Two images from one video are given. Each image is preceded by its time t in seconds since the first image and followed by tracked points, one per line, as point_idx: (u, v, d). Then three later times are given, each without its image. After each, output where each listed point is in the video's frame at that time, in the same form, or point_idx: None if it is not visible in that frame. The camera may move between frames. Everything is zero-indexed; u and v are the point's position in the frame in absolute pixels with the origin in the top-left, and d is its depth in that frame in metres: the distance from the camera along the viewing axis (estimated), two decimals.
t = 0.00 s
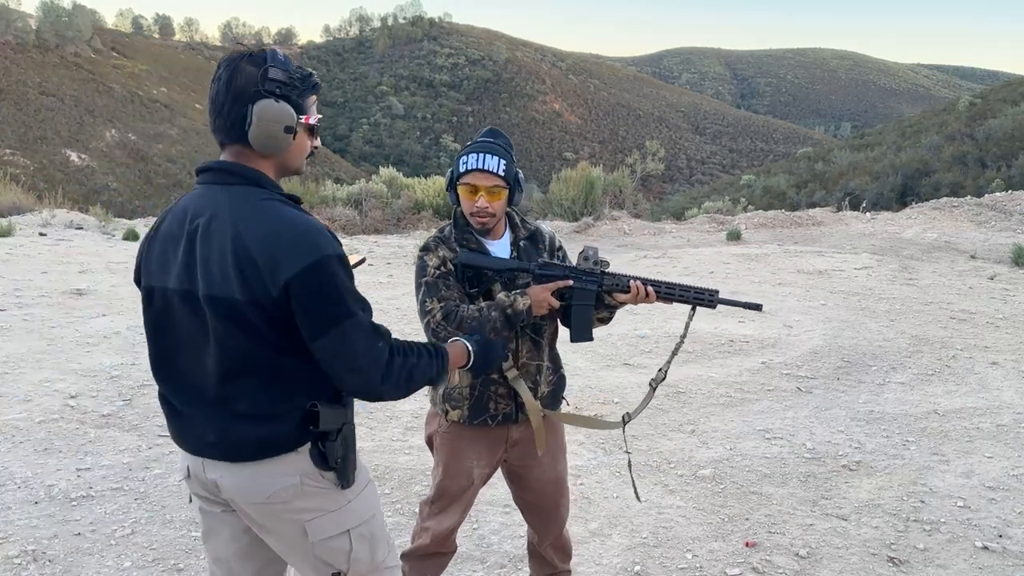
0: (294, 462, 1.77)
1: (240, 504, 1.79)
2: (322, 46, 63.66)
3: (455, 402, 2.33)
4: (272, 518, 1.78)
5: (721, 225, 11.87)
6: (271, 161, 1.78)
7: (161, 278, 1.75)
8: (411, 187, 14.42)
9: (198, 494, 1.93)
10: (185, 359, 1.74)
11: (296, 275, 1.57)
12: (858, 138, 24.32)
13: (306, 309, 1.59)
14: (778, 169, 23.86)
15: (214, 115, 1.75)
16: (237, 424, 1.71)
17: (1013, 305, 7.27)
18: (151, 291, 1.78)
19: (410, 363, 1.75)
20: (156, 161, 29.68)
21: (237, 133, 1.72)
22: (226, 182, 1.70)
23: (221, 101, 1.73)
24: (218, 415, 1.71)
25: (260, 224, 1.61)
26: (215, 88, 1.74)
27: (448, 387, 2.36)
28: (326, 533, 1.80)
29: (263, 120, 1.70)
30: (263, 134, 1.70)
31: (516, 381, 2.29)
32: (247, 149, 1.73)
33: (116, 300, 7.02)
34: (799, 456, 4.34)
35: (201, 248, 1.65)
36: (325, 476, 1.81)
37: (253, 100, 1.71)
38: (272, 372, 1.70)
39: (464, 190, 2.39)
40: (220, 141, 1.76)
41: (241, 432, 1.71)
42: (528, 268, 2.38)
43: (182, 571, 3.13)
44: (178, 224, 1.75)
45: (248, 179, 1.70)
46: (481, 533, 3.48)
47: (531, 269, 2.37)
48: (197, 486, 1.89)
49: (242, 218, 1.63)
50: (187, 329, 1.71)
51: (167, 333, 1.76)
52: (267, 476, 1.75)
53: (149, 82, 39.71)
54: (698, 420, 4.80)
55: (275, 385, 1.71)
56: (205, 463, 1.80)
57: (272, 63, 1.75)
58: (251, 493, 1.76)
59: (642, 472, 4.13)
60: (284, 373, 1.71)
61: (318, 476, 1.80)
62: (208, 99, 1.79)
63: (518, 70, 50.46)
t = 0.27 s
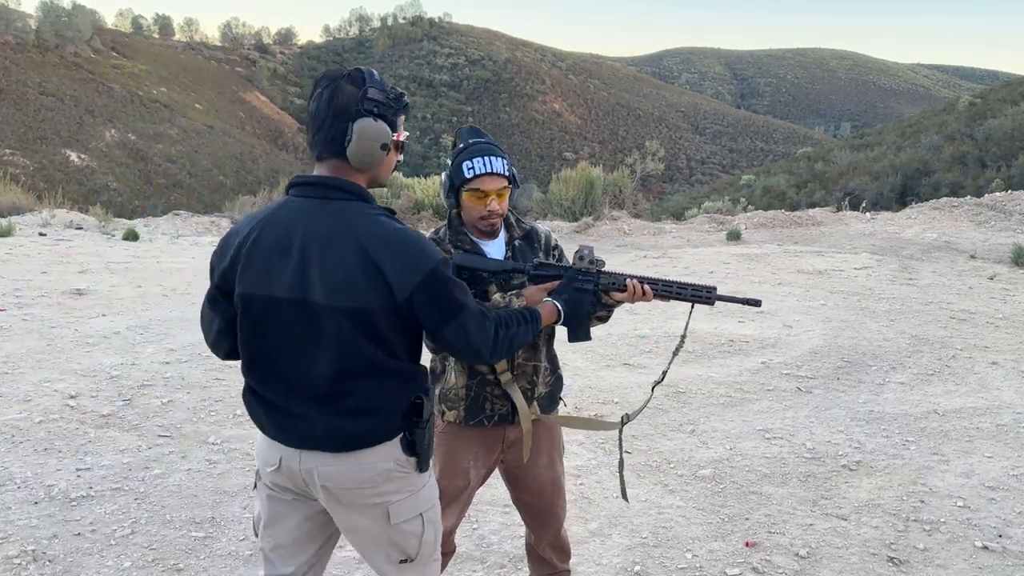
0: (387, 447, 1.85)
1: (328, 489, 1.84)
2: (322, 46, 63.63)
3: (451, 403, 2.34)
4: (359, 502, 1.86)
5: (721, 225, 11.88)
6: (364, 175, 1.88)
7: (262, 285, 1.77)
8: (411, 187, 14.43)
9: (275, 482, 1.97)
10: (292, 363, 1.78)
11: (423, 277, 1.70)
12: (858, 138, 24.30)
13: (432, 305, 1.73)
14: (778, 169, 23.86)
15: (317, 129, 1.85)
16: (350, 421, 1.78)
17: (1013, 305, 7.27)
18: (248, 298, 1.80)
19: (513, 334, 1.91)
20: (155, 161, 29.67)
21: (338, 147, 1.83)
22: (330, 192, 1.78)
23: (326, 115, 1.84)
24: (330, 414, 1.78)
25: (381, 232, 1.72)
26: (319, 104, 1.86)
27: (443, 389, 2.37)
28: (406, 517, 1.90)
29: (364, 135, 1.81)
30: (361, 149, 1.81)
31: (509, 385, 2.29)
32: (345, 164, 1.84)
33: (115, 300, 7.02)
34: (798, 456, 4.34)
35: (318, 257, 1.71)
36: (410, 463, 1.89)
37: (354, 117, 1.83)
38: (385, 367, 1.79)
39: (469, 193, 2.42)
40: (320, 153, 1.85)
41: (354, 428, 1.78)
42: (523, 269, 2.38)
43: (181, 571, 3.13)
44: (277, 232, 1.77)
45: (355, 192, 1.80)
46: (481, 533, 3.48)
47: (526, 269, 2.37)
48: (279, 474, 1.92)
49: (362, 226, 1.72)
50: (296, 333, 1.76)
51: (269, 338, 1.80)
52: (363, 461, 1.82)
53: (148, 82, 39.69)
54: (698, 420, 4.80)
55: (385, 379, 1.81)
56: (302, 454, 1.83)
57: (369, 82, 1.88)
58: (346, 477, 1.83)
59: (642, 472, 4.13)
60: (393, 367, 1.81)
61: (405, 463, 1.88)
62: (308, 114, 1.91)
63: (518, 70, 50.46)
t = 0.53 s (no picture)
0: (442, 429, 1.93)
1: (386, 467, 1.93)
2: (322, 46, 63.61)
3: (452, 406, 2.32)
4: (412, 483, 1.94)
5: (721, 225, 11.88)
6: (447, 170, 1.99)
7: (343, 267, 1.86)
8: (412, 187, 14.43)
9: (333, 461, 2.07)
10: (367, 343, 1.87)
11: (498, 275, 1.81)
12: (859, 138, 24.29)
13: (503, 301, 1.84)
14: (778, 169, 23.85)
15: (411, 121, 1.97)
16: (417, 399, 1.88)
17: (1013, 305, 7.27)
18: (328, 277, 1.89)
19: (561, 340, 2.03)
20: (155, 160, 29.66)
21: (429, 142, 1.95)
22: (415, 184, 1.89)
23: (423, 109, 1.96)
24: (398, 394, 1.87)
25: (462, 226, 1.82)
26: (416, 97, 1.98)
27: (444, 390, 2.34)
28: (454, 502, 1.96)
29: (457, 134, 1.93)
30: (453, 146, 1.92)
31: (511, 388, 2.26)
32: (434, 159, 1.95)
33: (115, 300, 7.03)
34: (798, 456, 4.34)
35: (402, 244, 1.81)
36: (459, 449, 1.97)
37: (449, 116, 1.95)
38: (452, 353, 1.90)
39: (489, 198, 2.45)
40: (410, 144, 1.96)
41: (418, 407, 1.88)
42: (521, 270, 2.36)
43: (181, 571, 3.13)
44: (362, 218, 1.87)
45: (436, 186, 1.90)
46: (481, 533, 3.48)
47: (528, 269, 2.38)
48: (338, 454, 2.03)
49: (443, 220, 1.82)
50: (374, 314, 1.85)
51: (346, 316, 1.89)
52: (420, 440, 1.91)
53: (149, 82, 39.70)
54: (698, 420, 4.80)
55: (451, 365, 1.91)
56: (365, 433, 1.93)
57: (465, 86, 2.01)
58: (403, 455, 1.91)
59: (643, 472, 4.13)
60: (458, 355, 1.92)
61: (457, 446, 1.97)
62: (401, 106, 2.02)
63: (518, 70, 50.46)
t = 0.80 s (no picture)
0: (453, 424, 1.94)
1: (396, 458, 1.94)
2: (322, 45, 63.59)
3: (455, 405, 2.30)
4: (421, 477, 1.94)
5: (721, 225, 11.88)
6: (461, 167, 2.01)
7: (357, 260, 1.90)
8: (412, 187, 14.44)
9: (346, 452, 2.08)
10: (378, 335, 1.90)
11: (505, 271, 1.81)
12: (859, 138, 24.29)
13: (510, 297, 1.84)
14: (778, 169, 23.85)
15: (428, 117, 1.99)
16: (424, 392, 1.89)
17: (1013, 305, 7.27)
18: (343, 269, 1.93)
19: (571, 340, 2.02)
20: (155, 160, 29.65)
21: (445, 138, 1.96)
22: (429, 181, 1.92)
23: (439, 106, 1.98)
24: (407, 386, 1.89)
25: (470, 222, 1.83)
26: (433, 95, 2.00)
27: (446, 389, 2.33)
28: (461, 499, 1.95)
29: (472, 130, 1.94)
30: (467, 142, 1.94)
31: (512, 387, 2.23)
32: (448, 155, 1.97)
33: (115, 300, 7.03)
34: (798, 456, 4.34)
35: (412, 239, 1.83)
36: (468, 445, 1.96)
37: (464, 113, 1.97)
38: (459, 347, 1.90)
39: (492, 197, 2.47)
40: (427, 140, 1.99)
41: (425, 399, 1.89)
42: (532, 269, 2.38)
43: (181, 572, 3.13)
44: (376, 212, 1.91)
45: (449, 183, 1.92)
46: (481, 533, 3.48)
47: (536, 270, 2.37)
48: (351, 444, 2.04)
49: (454, 217, 1.84)
50: (384, 306, 1.87)
51: (358, 308, 1.92)
52: (431, 433, 1.91)
53: (149, 82, 39.71)
54: (698, 420, 4.80)
55: (458, 360, 1.91)
56: (377, 423, 1.95)
57: (481, 84, 2.03)
58: (413, 448, 1.92)
59: (643, 472, 4.13)
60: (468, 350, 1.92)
61: (467, 442, 1.96)
62: (419, 105, 2.06)
63: (518, 70, 50.45)
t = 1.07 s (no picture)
0: (455, 422, 1.94)
1: (397, 454, 1.94)
2: (323, 46, 63.55)
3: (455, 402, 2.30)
4: (422, 474, 1.94)
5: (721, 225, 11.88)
6: (465, 164, 2.01)
7: (358, 258, 1.91)
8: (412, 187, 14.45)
9: (349, 446, 2.09)
10: (380, 333, 1.91)
11: (503, 269, 1.80)
12: (859, 138, 24.29)
13: (510, 294, 1.84)
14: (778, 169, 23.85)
15: (433, 114, 1.98)
16: (425, 389, 1.89)
17: (1013, 305, 7.27)
18: (345, 268, 1.94)
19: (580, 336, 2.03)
20: (155, 160, 29.65)
21: (452, 135, 1.96)
22: (431, 179, 1.92)
23: (445, 103, 1.98)
24: (408, 383, 1.89)
25: (470, 219, 1.83)
26: (439, 92, 2.00)
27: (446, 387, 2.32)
28: (462, 497, 1.95)
29: (480, 128, 1.95)
30: (474, 140, 1.95)
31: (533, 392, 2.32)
32: (453, 152, 1.97)
33: (115, 301, 7.03)
34: (798, 456, 4.34)
35: (411, 238, 1.84)
36: (469, 444, 1.96)
37: (472, 110, 1.98)
38: (461, 343, 1.89)
39: (488, 191, 2.47)
40: (431, 137, 1.98)
41: (426, 396, 1.89)
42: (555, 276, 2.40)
43: (181, 571, 3.13)
44: (377, 212, 1.93)
45: (450, 182, 1.92)
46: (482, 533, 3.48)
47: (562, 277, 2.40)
48: (354, 439, 2.05)
49: (453, 214, 1.84)
50: (384, 304, 1.88)
51: (360, 306, 1.93)
52: (432, 430, 1.91)
53: (149, 82, 39.71)
54: (698, 421, 4.80)
55: (460, 358, 1.91)
56: (378, 418, 1.95)
57: (487, 84, 2.05)
58: (415, 444, 1.92)
59: (643, 472, 4.13)
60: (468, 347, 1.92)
61: (469, 441, 1.97)
62: (422, 100, 2.05)
63: (518, 70, 50.43)
